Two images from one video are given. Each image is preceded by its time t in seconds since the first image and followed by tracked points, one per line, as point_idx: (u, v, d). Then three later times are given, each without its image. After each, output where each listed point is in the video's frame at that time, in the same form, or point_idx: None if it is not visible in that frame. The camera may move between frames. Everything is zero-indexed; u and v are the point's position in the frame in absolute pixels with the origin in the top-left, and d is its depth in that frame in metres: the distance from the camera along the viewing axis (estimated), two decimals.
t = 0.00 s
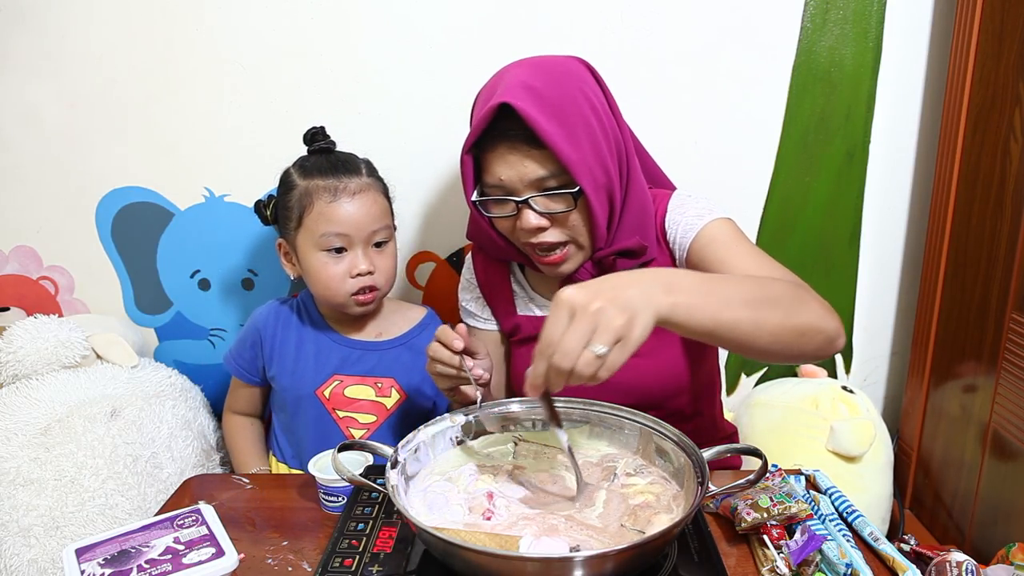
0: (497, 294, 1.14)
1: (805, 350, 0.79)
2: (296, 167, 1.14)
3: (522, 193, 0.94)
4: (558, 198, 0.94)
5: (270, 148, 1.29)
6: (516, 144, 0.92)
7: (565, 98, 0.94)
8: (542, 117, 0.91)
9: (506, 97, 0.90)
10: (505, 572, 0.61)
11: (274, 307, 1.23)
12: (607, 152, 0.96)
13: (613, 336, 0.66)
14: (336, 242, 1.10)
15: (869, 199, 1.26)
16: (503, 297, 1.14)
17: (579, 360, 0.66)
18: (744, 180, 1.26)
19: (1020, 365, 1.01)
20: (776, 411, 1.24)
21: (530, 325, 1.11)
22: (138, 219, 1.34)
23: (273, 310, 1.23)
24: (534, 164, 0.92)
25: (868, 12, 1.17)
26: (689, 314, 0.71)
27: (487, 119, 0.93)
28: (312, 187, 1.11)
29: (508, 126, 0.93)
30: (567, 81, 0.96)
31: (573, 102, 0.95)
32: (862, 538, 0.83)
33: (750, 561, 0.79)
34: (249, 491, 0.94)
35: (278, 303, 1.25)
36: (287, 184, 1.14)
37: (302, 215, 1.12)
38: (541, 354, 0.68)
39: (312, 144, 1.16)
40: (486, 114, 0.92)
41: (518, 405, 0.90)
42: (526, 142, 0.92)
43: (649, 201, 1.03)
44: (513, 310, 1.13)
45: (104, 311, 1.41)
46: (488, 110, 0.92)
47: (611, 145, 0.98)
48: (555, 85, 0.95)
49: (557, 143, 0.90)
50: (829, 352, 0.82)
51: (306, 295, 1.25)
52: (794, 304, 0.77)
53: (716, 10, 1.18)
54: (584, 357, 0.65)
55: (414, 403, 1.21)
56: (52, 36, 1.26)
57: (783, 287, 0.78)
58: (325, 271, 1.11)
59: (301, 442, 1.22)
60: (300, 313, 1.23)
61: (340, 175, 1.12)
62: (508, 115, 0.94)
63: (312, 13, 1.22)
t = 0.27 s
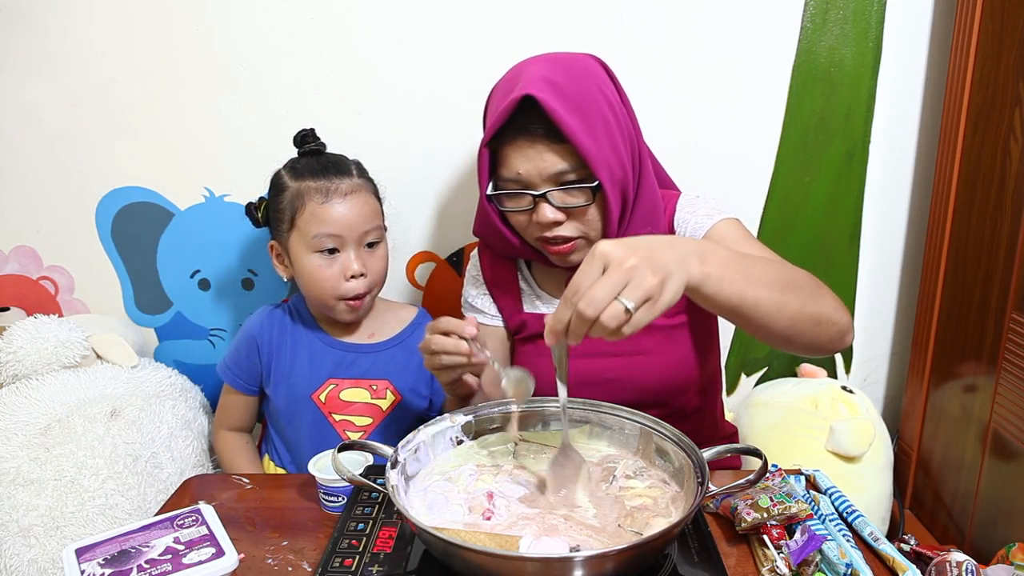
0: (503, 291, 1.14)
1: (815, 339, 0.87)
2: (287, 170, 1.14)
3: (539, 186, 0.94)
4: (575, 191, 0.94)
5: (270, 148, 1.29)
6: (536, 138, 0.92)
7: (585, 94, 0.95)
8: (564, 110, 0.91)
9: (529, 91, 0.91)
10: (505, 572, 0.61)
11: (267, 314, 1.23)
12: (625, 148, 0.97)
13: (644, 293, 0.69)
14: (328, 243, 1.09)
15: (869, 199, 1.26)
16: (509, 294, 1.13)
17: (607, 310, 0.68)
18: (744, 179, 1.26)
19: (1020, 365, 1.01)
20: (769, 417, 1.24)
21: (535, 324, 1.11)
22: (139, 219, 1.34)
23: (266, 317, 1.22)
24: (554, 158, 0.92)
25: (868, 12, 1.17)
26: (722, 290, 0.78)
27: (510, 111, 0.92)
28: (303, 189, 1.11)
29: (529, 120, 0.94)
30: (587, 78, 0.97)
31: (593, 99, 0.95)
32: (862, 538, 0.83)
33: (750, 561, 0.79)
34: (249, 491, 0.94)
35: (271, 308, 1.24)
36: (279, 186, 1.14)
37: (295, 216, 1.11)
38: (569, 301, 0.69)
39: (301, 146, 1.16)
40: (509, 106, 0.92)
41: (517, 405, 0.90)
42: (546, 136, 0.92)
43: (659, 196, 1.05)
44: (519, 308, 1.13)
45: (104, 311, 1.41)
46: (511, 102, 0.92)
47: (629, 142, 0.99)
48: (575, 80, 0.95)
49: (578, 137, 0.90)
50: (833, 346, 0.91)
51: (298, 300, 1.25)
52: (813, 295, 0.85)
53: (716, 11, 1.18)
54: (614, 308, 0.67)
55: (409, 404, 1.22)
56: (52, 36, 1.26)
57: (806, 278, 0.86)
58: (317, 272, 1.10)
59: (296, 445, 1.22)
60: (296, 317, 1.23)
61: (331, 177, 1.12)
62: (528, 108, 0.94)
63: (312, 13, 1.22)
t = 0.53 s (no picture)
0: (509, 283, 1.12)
1: (801, 331, 0.88)
2: (275, 169, 1.14)
3: (555, 179, 0.94)
4: (592, 185, 0.94)
5: (270, 148, 1.29)
6: (555, 130, 0.93)
7: (604, 89, 0.96)
8: (585, 104, 0.92)
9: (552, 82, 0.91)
10: (505, 572, 0.61)
11: (256, 326, 1.21)
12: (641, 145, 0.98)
13: (612, 275, 0.70)
14: (315, 242, 1.09)
15: (869, 199, 1.26)
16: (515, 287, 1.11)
17: (574, 289, 0.69)
18: (744, 179, 1.26)
19: (1020, 364, 1.01)
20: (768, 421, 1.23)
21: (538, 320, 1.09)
22: (139, 219, 1.34)
23: (255, 330, 1.21)
24: (571, 151, 0.92)
25: (868, 12, 1.17)
26: (700, 278, 0.79)
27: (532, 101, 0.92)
28: (290, 188, 1.11)
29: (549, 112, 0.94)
30: (606, 75, 0.98)
31: (612, 95, 0.96)
32: (862, 538, 0.83)
33: (750, 561, 0.79)
34: (249, 491, 0.94)
35: (261, 320, 1.23)
36: (266, 185, 1.14)
37: (282, 216, 1.11)
38: (540, 279, 0.71)
39: (290, 147, 1.16)
40: (531, 97, 0.92)
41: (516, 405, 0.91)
42: (565, 128, 0.93)
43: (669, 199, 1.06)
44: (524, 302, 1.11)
45: (105, 311, 1.41)
46: (533, 93, 0.92)
47: (643, 140, 1.00)
48: (595, 76, 0.96)
49: (599, 131, 0.91)
50: (822, 340, 0.92)
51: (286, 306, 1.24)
52: (799, 287, 0.86)
53: (716, 11, 1.18)
54: (580, 287, 0.69)
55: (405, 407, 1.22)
56: (52, 37, 1.26)
57: (794, 271, 0.87)
58: (304, 271, 1.10)
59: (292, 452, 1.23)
60: (288, 327, 1.21)
61: (319, 176, 1.12)
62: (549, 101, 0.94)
63: (312, 13, 1.22)
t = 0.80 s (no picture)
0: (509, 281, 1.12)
1: (794, 325, 0.88)
2: (261, 171, 1.13)
3: (559, 179, 0.94)
4: (596, 186, 0.94)
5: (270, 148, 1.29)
6: (562, 130, 0.93)
7: (611, 90, 0.96)
8: (591, 104, 0.92)
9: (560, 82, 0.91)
10: (505, 572, 0.61)
11: (243, 340, 1.19)
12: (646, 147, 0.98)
13: (602, 263, 0.70)
14: (298, 247, 1.09)
15: (869, 199, 1.26)
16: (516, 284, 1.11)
17: (565, 273, 0.69)
18: (744, 179, 1.26)
19: (1020, 365, 1.01)
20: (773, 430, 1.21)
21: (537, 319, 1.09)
22: (139, 219, 1.34)
23: (241, 345, 1.18)
24: (576, 152, 0.92)
25: (868, 12, 1.17)
26: (691, 270, 0.79)
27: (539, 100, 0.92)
28: (274, 191, 1.10)
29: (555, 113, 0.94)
30: (614, 76, 0.98)
31: (619, 96, 0.96)
32: (862, 538, 0.83)
33: (750, 561, 0.79)
34: (249, 491, 0.94)
35: (247, 334, 1.21)
36: (252, 187, 1.13)
37: (265, 219, 1.10)
38: (529, 267, 0.71)
39: (280, 146, 1.15)
40: (539, 96, 0.92)
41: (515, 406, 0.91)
42: (571, 129, 0.93)
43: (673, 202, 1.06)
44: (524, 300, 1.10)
45: (105, 311, 1.41)
46: (540, 92, 0.92)
47: (649, 141, 1.00)
48: (602, 76, 0.96)
49: (605, 132, 0.91)
50: (818, 336, 0.92)
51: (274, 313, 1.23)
52: (793, 281, 0.86)
53: (716, 11, 1.19)
54: (571, 271, 0.69)
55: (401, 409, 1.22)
56: (52, 37, 1.26)
57: (787, 264, 0.88)
58: (287, 276, 1.10)
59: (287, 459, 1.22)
60: (277, 339, 1.20)
61: (304, 179, 1.11)
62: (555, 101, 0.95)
63: (312, 13, 1.22)
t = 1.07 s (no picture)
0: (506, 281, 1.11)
1: (785, 325, 0.85)
2: (256, 171, 1.13)
3: (556, 181, 0.94)
4: (592, 190, 0.94)
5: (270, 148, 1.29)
6: (559, 133, 0.93)
7: (610, 94, 0.96)
8: (589, 108, 0.92)
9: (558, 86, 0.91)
10: (505, 572, 0.61)
11: (232, 345, 1.18)
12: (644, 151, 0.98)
13: (589, 257, 0.68)
14: (291, 248, 1.08)
15: (869, 199, 1.26)
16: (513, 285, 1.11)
17: (550, 265, 0.67)
18: (744, 179, 1.26)
19: (1020, 365, 1.01)
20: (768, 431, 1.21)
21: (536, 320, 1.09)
22: (139, 219, 1.34)
23: (230, 351, 1.17)
24: (573, 156, 0.93)
25: (868, 12, 1.17)
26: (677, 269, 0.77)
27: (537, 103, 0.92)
28: (268, 192, 1.10)
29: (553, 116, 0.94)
30: (614, 79, 0.98)
31: (618, 100, 0.96)
32: (862, 538, 0.83)
33: (751, 561, 0.79)
34: (249, 491, 0.94)
35: (236, 340, 1.20)
36: (246, 188, 1.12)
37: (259, 220, 1.10)
38: (514, 253, 0.69)
39: (274, 145, 1.15)
40: (536, 99, 0.92)
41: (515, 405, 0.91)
42: (568, 132, 0.93)
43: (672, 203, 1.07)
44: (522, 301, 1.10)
45: (105, 311, 1.41)
46: (537, 95, 0.92)
47: (647, 145, 1.00)
48: (601, 79, 0.96)
49: (602, 137, 0.91)
50: (810, 336, 0.89)
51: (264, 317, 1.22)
52: (784, 280, 0.84)
53: (717, 11, 1.19)
54: (557, 264, 0.67)
55: (394, 412, 1.23)
56: (52, 37, 1.26)
57: (778, 264, 0.86)
58: (279, 277, 1.09)
59: (280, 463, 1.22)
60: (267, 344, 1.19)
61: (299, 180, 1.11)
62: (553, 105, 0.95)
63: (312, 13, 1.22)
